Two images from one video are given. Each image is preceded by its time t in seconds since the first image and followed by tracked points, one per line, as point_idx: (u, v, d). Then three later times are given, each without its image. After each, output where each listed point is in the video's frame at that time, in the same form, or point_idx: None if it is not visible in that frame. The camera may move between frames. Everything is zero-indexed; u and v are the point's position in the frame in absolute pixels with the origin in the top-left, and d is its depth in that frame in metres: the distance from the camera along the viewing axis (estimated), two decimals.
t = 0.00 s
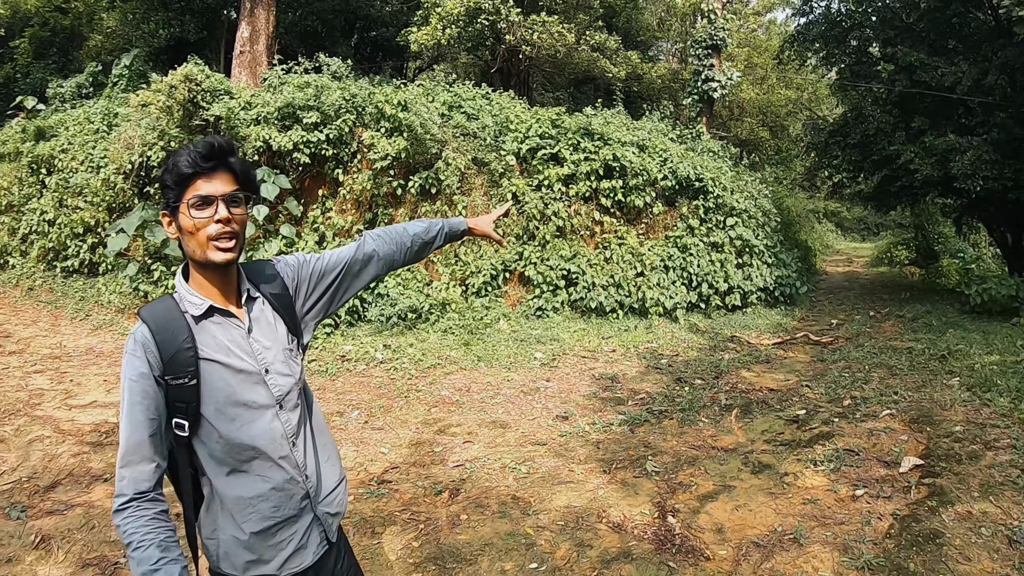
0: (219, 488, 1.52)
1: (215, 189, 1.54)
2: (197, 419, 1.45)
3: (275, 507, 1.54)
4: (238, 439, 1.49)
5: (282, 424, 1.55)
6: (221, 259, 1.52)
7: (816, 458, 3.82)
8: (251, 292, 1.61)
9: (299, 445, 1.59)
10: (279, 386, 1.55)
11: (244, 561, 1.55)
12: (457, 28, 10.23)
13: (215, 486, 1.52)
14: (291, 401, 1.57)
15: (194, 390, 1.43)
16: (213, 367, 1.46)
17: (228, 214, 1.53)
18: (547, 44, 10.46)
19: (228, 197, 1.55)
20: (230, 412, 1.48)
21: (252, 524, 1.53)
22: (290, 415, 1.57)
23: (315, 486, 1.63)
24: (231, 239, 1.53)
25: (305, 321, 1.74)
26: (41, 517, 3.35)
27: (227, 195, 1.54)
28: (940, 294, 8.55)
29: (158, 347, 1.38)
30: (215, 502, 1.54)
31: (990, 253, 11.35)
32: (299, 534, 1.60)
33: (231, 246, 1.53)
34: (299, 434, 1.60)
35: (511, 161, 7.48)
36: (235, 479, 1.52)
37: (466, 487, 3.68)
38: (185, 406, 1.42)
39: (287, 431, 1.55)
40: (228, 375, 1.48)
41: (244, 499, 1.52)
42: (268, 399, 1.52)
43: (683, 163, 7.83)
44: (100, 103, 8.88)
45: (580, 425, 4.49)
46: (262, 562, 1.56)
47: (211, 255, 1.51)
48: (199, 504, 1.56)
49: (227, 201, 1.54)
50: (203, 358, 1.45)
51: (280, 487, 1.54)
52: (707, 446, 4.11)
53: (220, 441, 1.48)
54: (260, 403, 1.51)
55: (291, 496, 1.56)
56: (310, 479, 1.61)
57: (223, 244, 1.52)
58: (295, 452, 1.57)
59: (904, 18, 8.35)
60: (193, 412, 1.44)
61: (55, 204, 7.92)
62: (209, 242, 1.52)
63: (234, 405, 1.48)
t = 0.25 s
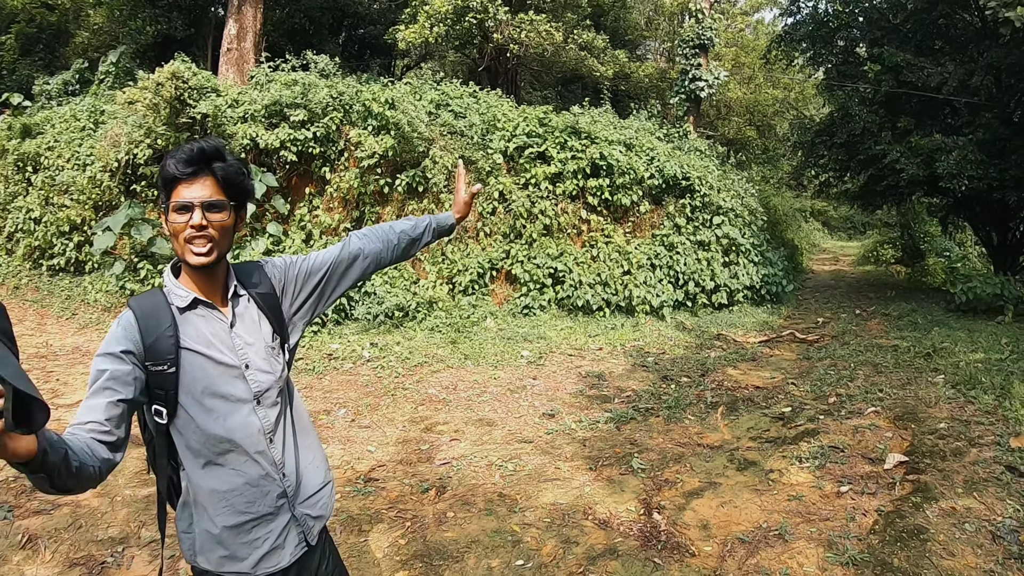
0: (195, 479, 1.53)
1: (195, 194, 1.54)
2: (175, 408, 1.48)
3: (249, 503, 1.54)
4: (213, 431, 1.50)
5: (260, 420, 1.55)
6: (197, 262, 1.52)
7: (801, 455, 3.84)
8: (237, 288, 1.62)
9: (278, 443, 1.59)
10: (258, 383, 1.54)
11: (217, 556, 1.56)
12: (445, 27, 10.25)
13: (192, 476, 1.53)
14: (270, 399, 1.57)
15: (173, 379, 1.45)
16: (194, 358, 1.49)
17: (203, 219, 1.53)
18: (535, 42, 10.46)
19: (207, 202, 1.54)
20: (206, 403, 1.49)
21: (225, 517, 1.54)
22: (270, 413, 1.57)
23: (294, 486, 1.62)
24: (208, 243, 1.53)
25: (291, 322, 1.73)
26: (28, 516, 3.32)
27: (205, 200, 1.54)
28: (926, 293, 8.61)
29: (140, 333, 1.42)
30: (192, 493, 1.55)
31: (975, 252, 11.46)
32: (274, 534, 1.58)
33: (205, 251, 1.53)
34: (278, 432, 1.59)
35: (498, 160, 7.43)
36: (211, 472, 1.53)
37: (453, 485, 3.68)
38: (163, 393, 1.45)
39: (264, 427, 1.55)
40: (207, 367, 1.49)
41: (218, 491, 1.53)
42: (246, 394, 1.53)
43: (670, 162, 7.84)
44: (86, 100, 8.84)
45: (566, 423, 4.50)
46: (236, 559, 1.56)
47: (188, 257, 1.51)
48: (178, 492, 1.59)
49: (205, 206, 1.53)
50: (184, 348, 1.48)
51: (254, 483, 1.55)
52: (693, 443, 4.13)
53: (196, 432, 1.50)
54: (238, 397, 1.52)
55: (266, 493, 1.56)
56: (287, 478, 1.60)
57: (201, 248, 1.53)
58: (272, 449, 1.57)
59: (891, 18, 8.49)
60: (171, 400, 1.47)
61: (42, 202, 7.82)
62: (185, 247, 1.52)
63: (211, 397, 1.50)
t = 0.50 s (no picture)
0: (181, 478, 1.52)
1: (190, 191, 1.53)
2: (164, 405, 1.47)
3: (234, 504, 1.54)
4: (200, 430, 1.49)
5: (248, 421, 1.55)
6: (193, 260, 1.51)
7: (791, 451, 3.85)
8: (230, 288, 1.61)
9: (265, 445, 1.59)
10: (247, 383, 1.54)
11: (201, 556, 1.55)
12: (435, 25, 10.25)
13: (178, 475, 1.52)
14: (258, 400, 1.56)
15: (161, 376, 1.44)
16: (183, 356, 1.48)
17: (199, 217, 1.52)
18: (525, 41, 10.47)
19: (203, 199, 1.53)
20: (194, 402, 1.48)
21: (209, 518, 1.53)
22: (257, 414, 1.57)
23: (280, 488, 1.61)
24: (204, 240, 1.53)
25: (281, 326, 1.73)
26: (17, 518, 3.30)
27: (201, 197, 1.53)
28: (915, 290, 8.66)
29: (130, 330, 1.41)
30: (177, 492, 1.55)
31: (964, 249, 11.54)
32: (259, 535, 1.58)
33: (201, 248, 1.52)
34: (266, 433, 1.59)
35: (488, 159, 7.51)
36: (197, 472, 1.52)
37: (443, 483, 3.68)
38: (152, 390, 1.44)
39: (252, 428, 1.54)
40: (195, 365, 1.48)
41: (204, 491, 1.52)
42: (235, 395, 1.52)
43: (660, 161, 7.84)
44: (75, 99, 8.79)
45: (557, 421, 4.51)
46: (219, 559, 1.55)
47: (184, 255, 1.51)
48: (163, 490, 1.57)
49: (201, 204, 1.53)
50: (174, 345, 1.47)
51: (240, 483, 1.54)
52: (682, 441, 4.15)
53: (183, 430, 1.49)
54: (226, 397, 1.51)
55: (252, 494, 1.56)
56: (274, 480, 1.60)
57: (197, 245, 1.52)
58: (259, 451, 1.57)
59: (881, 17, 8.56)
60: (159, 398, 1.46)
61: (31, 201, 7.76)
62: (180, 244, 1.51)
63: (200, 396, 1.49)
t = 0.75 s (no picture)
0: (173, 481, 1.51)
1: (195, 188, 1.54)
2: (159, 406, 1.46)
3: (224, 508, 1.53)
4: (194, 432, 1.49)
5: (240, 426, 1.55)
6: (197, 257, 1.52)
7: (781, 450, 3.87)
8: (229, 291, 1.61)
9: (256, 449, 1.59)
10: (242, 387, 1.54)
11: (189, 559, 1.54)
12: (425, 24, 10.23)
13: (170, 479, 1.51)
14: (251, 405, 1.57)
15: (157, 378, 1.44)
16: (180, 358, 1.47)
17: (204, 215, 1.53)
18: (515, 40, 10.47)
19: (208, 197, 1.54)
20: (190, 404, 1.48)
21: (200, 521, 1.52)
22: (250, 419, 1.57)
23: (269, 493, 1.62)
24: (208, 238, 1.53)
25: (276, 333, 1.72)
26: (6, 520, 3.28)
27: (205, 195, 1.54)
28: (904, 289, 8.72)
29: (129, 331, 1.41)
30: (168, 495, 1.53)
31: (953, 248, 11.62)
32: (247, 540, 1.57)
33: (204, 244, 1.53)
34: (257, 438, 1.60)
35: (478, 157, 7.50)
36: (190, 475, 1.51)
37: (434, 483, 3.67)
38: (148, 391, 1.43)
39: (245, 433, 1.55)
40: (192, 367, 1.48)
41: (196, 494, 1.52)
42: (229, 398, 1.52)
43: (650, 160, 7.86)
44: (63, 98, 8.75)
45: (547, 420, 4.52)
46: (207, 563, 1.54)
47: (187, 252, 1.51)
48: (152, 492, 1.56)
49: (206, 201, 1.54)
50: (172, 347, 1.47)
51: (231, 487, 1.54)
52: (672, 439, 4.16)
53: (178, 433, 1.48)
54: (221, 401, 1.51)
55: (242, 499, 1.56)
56: (264, 484, 1.60)
57: (201, 242, 1.52)
58: (251, 455, 1.57)
59: (871, 17, 8.59)
60: (156, 399, 1.45)
61: (19, 201, 7.70)
62: (184, 241, 1.52)
63: (195, 398, 1.49)
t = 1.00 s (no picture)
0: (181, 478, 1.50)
1: (225, 188, 1.55)
2: (169, 402, 1.45)
3: (231, 505, 1.53)
4: (205, 429, 1.49)
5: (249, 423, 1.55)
6: (220, 256, 1.53)
7: (774, 448, 3.88)
8: (242, 289, 1.62)
9: (263, 448, 1.59)
10: (252, 385, 1.55)
11: (194, 555, 1.53)
12: (418, 23, 10.22)
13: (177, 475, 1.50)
14: (260, 404, 1.57)
15: (170, 373, 1.43)
16: (192, 355, 1.47)
17: (231, 216, 1.54)
18: (508, 39, 10.46)
19: (236, 199, 1.56)
20: (201, 401, 1.48)
21: (206, 517, 1.51)
22: (259, 417, 1.57)
23: (274, 491, 1.61)
24: (232, 238, 1.54)
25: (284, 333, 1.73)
26: None
27: (235, 196, 1.56)
28: (896, 287, 8.76)
29: (143, 326, 1.40)
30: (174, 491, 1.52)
31: (944, 247, 11.69)
32: (252, 537, 1.57)
33: (228, 244, 1.53)
34: (265, 437, 1.60)
35: (471, 156, 7.49)
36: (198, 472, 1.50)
37: (427, 482, 3.67)
38: (160, 386, 1.43)
39: (254, 431, 1.55)
40: (204, 364, 1.48)
41: (203, 491, 1.51)
42: (240, 395, 1.53)
43: (642, 159, 7.85)
44: (55, 97, 8.70)
45: (540, 419, 4.51)
46: (212, 560, 1.53)
47: (211, 250, 1.52)
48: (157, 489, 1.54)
49: (235, 203, 1.55)
50: (184, 343, 1.46)
51: (239, 484, 1.54)
52: (666, 438, 4.17)
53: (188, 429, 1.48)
54: (232, 398, 1.51)
55: (249, 497, 1.56)
56: (270, 482, 1.60)
57: (225, 242, 1.53)
58: (259, 453, 1.57)
59: (864, 17, 8.66)
60: (167, 395, 1.44)
61: (11, 200, 7.66)
62: (208, 239, 1.52)
63: (207, 395, 1.49)
